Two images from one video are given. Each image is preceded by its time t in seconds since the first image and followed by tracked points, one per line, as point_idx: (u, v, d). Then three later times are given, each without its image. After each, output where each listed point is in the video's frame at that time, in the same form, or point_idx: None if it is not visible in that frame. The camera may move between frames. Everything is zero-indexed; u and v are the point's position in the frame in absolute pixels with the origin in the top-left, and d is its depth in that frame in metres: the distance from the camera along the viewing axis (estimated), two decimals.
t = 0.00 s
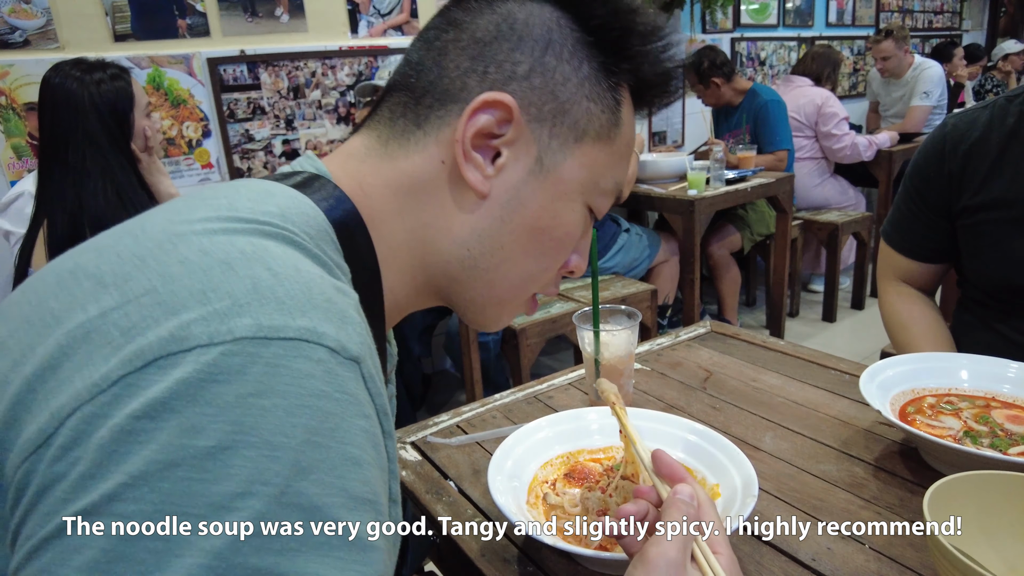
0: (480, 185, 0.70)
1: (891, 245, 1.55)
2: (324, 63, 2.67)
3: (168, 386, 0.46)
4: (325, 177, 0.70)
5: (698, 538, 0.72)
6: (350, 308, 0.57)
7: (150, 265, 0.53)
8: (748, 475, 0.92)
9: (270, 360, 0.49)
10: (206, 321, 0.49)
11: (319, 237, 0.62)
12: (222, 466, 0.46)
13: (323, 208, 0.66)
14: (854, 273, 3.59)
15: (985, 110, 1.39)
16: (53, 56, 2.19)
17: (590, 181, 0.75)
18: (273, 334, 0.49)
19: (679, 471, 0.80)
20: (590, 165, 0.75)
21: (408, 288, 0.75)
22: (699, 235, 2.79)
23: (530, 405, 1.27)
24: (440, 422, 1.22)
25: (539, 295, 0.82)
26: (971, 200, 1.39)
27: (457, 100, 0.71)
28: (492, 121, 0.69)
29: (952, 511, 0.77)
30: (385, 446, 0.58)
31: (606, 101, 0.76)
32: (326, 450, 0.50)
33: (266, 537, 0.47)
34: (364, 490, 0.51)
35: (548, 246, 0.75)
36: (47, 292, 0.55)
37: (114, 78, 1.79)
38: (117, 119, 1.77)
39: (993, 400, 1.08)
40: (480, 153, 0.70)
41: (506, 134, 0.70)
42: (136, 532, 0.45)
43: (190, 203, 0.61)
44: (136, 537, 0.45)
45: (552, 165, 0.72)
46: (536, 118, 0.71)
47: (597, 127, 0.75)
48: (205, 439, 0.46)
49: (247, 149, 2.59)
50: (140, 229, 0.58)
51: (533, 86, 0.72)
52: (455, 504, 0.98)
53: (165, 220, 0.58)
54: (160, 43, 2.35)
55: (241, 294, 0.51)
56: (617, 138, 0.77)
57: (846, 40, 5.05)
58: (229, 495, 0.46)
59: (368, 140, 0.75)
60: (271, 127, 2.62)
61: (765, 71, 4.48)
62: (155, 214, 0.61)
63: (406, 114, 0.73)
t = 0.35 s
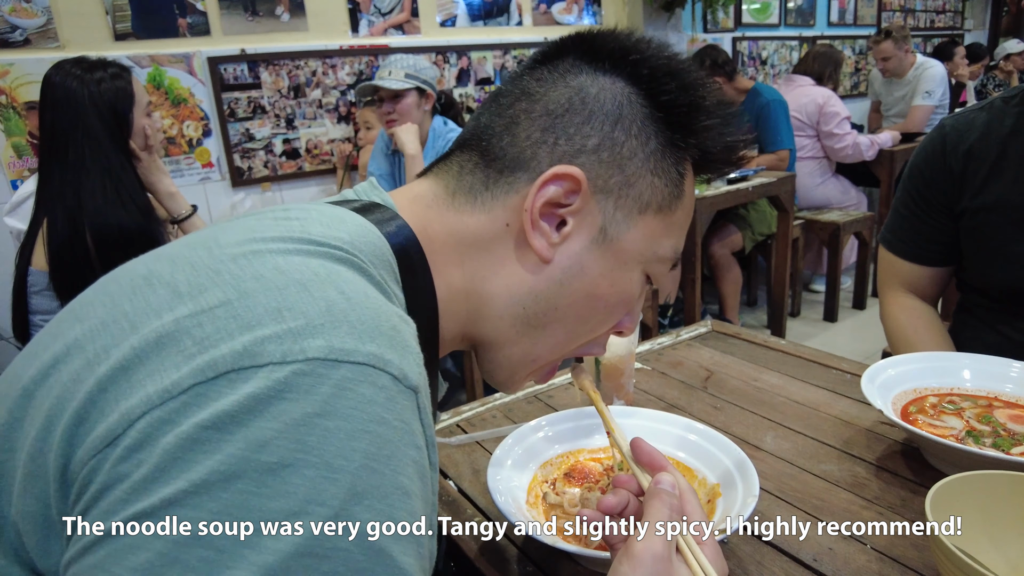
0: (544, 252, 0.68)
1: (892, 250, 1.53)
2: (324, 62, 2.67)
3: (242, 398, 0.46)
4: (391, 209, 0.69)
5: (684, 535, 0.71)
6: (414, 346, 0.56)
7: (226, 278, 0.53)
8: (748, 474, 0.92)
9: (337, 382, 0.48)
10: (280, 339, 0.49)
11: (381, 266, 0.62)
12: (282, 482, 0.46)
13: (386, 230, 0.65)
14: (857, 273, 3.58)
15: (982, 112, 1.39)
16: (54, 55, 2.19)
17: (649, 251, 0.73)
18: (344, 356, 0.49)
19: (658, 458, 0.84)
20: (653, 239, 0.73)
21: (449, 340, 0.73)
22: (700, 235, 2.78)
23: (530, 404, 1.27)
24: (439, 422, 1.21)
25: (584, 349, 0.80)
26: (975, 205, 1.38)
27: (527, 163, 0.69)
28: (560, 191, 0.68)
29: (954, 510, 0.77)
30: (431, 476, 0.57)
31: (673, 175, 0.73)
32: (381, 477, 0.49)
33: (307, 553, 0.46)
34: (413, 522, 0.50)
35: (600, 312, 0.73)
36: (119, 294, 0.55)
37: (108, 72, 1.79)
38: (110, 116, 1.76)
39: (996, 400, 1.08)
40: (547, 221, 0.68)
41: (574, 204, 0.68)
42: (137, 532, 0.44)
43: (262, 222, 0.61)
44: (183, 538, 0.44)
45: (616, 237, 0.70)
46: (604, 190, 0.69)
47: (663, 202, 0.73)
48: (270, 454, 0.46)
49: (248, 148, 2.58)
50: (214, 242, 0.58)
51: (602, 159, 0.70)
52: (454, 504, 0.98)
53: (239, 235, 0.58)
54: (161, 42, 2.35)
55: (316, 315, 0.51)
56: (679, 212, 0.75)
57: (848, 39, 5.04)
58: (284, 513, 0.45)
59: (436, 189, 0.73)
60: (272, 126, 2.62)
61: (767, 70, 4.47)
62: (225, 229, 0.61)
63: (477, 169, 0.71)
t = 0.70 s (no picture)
0: (557, 275, 0.68)
1: (890, 250, 1.54)
2: (324, 62, 2.68)
3: (277, 386, 0.47)
4: (412, 220, 0.71)
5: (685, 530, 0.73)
6: (438, 348, 0.57)
7: (257, 272, 0.53)
8: (744, 469, 0.93)
9: (368, 372, 0.49)
10: (314, 329, 0.50)
11: (403, 270, 0.62)
12: (314, 468, 0.46)
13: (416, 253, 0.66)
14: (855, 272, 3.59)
15: (978, 112, 1.41)
16: (54, 55, 2.20)
17: (660, 285, 0.72)
18: (375, 348, 0.50)
19: (648, 433, 0.86)
20: (665, 273, 0.72)
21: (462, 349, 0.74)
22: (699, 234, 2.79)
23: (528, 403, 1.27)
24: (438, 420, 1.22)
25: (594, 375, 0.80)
26: (971, 206, 1.39)
27: (546, 190, 0.70)
28: (578, 216, 0.68)
29: (951, 507, 0.77)
30: (451, 469, 0.58)
31: (687, 215, 0.73)
32: (408, 466, 0.50)
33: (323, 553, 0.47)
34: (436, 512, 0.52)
35: (610, 341, 0.72)
36: (148, 286, 0.55)
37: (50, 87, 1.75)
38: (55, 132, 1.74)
39: (993, 398, 1.09)
40: (562, 244, 0.69)
41: (590, 230, 0.68)
42: (138, 531, 0.46)
43: (287, 220, 0.61)
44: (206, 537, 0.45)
45: (628, 267, 0.70)
46: (620, 221, 0.69)
47: (677, 238, 0.72)
48: (302, 440, 0.47)
49: (248, 148, 2.59)
50: (241, 238, 0.58)
51: (620, 190, 0.70)
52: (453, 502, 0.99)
53: (267, 232, 0.58)
54: (162, 42, 2.36)
55: (349, 309, 0.52)
56: (693, 250, 0.75)
57: (846, 40, 5.05)
58: (315, 498, 0.46)
59: (458, 207, 0.75)
60: (272, 125, 2.63)
61: (765, 70, 4.48)
62: (251, 226, 0.61)
63: (500, 192, 0.73)
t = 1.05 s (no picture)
0: (541, 254, 0.68)
1: (885, 249, 1.53)
2: (324, 61, 2.67)
3: (285, 370, 0.47)
4: (401, 207, 0.71)
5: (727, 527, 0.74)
6: (439, 326, 0.57)
7: (257, 261, 0.53)
8: (742, 466, 0.93)
9: (376, 354, 0.49)
10: (320, 315, 0.49)
11: (402, 257, 0.62)
12: (327, 450, 0.46)
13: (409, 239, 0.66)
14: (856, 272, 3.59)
15: (970, 111, 1.41)
16: (54, 53, 2.19)
17: (647, 266, 0.71)
18: (381, 331, 0.50)
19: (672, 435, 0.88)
20: (651, 251, 0.71)
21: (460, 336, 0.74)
22: (699, 233, 2.79)
23: (527, 401, 1.27)
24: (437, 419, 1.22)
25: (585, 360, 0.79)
26: (962, 204, 1.39)
27: (528, 171, 0.70)
28: (560, 195, 0.68)
29: (951, 506, 0.77)
30: (460, 449, 0.57)
31: (671, 193, 0.73)
32: (421, 444, 0.49)
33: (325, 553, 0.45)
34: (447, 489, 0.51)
35: (602, 324, 0.71)
36: (148, 280, 0.54)
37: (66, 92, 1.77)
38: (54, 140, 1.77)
39: (992, 397, 1.08)
40: (545, 224, 0.69)
41: (573, 209, 0.68)
42: (140, 531, 0.45)
43: (283, 212, 0.61)
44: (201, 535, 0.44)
45: (612, 244, 0.69)
46: (602, 199, 0.69)
47: (660, 216, 0.71)
48: (315, 420, 0.46)
49: (247, 147, 2.59)
50: (238, 230, 0.58)
51: (601, 169, 0.70)
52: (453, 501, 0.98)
53: (265, 223, 0.58)
54: (161, 40, 2.36)
55: (351, 293, 0.51)
56: (679, 229, 0.74)
57: (847, 38, 5.05)
58: (331, 477, 0.46)
59: (449, 194, 0.75)
60: (272, 124, 2.63)
61: (766, 69, 4.48)
62: (248, 219, 0.61)
63: (486, 176, 0.73)
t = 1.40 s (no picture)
0: (528, 251, 0.68)
1: (882, 246, 1.53)
2: (322, 60, 2.67)
3: (269, 374, 0.46)
4: (388, 200, 0.70)
5: (753, 536, 0.74)
6: (426, 319, 0.57)
7: (242, 263, 0.52)
8: (739, 463, 0.93)
9: (362, 355, 0.49)
10: (305, 316, 0.49)
11: (391, 255, 0.62)
12: (313, 454, 0.45)
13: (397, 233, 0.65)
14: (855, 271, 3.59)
15: (966, 110, 1.40)
16: (51, 53, 2.19)
17: (632, 259, 0.72)
18: (367, 331, 0.50)
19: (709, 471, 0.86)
20: (637, 245, 0.72)
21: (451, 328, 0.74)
22: (698, 232, 2.79)
23: (525, 400, 1.27)
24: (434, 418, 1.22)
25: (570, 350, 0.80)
26: (958, 203, 1.39)
27: (515, 164, 0.69)
28: (547, 192, 0.67)
29: (948, 505, 0.77)
30: (452, 447, 0.57)
31: (659, 186, 0.73)
32: (409, 447, 0.49)
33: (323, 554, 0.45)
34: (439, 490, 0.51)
35: (584, 315, 0.73)
36: (132, 281, 0.54)
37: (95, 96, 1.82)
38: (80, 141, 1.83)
39: (990, 395, 1.08)
40: (532, 220, 0.68)
41: (560, 206, 0.68)
42: (139, 531, 0.45)
43: (270, 210, 0.61)
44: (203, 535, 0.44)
45: (599, 241, 0.69)
46: (590, 195, 0.69)
47: (647, 211, 0.72)
48: (301, 426, 0.46)
49: (246, 146, 2.59)
50: (225, 229, 0.57)
51: (590, 165, 0.69)
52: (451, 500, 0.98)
53: (251, 222, 0.58)
54: (159, 39, 2.35)
55: (336, 293, 0.51)
56: (666, 221, 0.74)
57: (846, 37, 5.05)
58: (317, 484, 0.45)
59: (434, 184, 0.74)
60: (270, 123, 2.63)
61: (765, 68, 4.48)
62: (235, 218, 0.60)
63: (472, 165, 0.72)
